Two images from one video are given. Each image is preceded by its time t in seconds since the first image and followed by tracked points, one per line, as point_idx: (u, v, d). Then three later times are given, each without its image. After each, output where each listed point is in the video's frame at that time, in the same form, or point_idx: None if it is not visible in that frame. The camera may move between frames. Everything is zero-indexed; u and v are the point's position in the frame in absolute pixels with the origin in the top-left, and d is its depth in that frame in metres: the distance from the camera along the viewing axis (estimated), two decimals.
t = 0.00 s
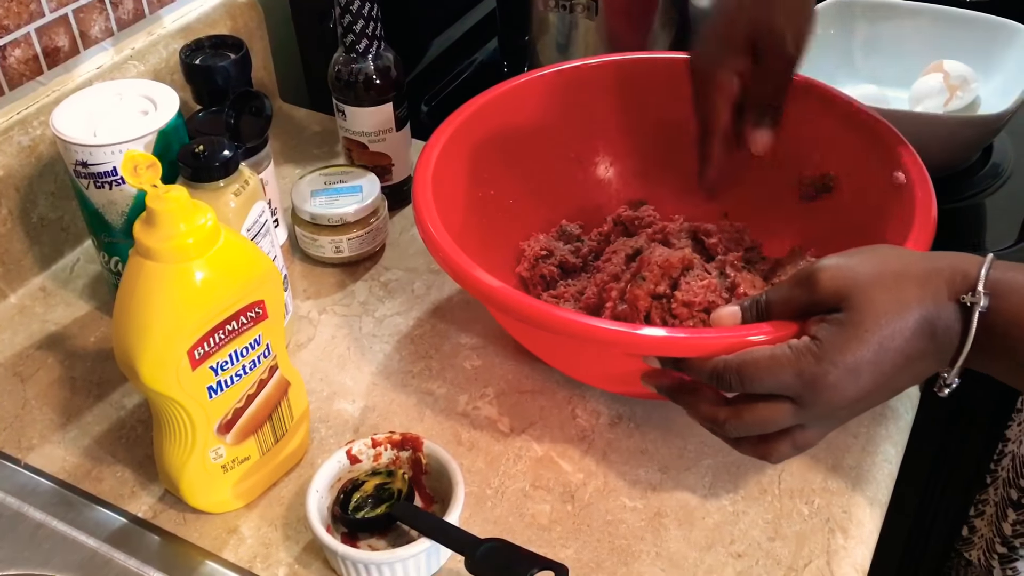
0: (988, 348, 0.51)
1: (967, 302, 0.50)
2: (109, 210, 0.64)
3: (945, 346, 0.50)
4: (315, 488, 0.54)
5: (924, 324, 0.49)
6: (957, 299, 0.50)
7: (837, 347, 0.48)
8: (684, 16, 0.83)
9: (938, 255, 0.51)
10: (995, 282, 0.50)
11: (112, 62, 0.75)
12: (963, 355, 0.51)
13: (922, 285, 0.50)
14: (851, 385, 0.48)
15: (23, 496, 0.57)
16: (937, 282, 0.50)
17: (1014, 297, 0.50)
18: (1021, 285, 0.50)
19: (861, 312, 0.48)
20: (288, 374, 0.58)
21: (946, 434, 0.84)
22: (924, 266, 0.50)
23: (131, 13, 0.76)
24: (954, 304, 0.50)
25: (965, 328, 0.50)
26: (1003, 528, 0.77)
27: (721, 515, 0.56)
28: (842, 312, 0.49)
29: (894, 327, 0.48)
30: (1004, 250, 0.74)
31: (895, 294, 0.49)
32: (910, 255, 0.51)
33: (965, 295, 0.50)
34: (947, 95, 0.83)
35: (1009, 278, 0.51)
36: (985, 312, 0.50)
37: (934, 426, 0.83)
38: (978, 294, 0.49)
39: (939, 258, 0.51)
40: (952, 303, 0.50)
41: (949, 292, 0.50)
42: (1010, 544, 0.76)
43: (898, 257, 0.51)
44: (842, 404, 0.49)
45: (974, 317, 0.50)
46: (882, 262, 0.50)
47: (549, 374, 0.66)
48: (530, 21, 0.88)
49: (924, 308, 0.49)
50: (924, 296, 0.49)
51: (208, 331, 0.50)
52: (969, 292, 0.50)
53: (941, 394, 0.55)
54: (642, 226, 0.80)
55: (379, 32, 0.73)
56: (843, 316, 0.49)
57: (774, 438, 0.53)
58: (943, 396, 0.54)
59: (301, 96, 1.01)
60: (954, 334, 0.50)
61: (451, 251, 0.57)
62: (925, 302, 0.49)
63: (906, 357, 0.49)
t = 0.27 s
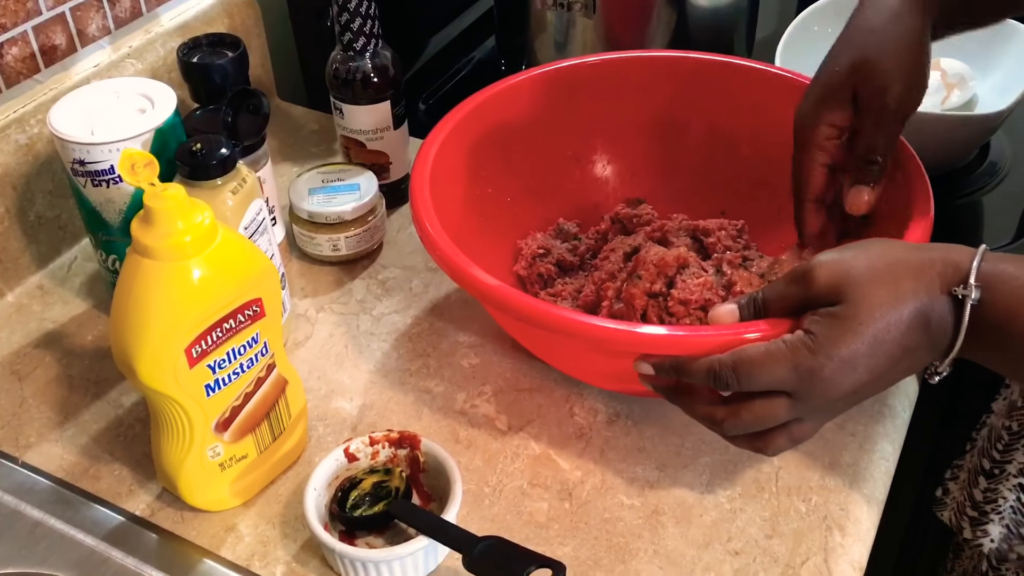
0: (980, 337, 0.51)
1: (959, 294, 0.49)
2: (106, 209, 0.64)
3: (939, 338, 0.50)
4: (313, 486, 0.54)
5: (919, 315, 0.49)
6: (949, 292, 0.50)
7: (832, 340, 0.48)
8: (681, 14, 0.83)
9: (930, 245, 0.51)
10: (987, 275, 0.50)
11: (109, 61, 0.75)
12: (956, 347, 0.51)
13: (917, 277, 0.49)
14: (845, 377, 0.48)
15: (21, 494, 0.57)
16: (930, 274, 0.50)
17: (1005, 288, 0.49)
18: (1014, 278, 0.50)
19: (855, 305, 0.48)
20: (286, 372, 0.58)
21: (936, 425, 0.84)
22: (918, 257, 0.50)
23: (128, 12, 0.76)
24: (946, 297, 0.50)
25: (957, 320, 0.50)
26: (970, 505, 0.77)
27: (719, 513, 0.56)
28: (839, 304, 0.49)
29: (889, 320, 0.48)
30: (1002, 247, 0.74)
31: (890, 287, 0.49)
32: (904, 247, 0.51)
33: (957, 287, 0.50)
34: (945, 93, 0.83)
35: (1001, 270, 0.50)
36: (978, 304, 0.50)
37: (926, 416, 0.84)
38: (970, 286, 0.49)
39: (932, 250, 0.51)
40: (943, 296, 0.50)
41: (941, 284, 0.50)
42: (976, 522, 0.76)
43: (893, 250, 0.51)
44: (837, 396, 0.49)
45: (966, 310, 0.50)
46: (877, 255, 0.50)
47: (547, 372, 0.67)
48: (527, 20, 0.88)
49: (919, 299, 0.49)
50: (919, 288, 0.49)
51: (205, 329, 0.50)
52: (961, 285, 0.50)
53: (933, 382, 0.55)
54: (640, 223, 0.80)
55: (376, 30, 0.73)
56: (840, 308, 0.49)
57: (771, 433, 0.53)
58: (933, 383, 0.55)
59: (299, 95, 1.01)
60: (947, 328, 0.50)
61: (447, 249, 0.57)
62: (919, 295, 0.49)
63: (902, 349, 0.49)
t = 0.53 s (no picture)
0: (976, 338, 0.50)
1: (954, 295, 0.49)
2: (103, 207, 0.64)
3: (935, 339, 0.50)
4: (310, 484, 0.54)
5: (914, 316, 0.49)
6: (944, 292, 0.50)
7: (827, 339, 0.48)
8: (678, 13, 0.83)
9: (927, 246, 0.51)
10: (983, 275, 0.50)
11: (106, 59, 0.75)
12: (952, 348, 0.51)
13: (912, 277, 0.49)
14: (841, 376, 0.48)
15: (18, 493, 0.57)
16: (926, 274, 0.50)
17: (1002, 287, 0.49)
18: (1010, 277, 0.49)
19: (852, 304, 0.48)
20: (283, 371, 0.58)
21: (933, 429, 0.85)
22: (914, 258, 0.50)
23: (125, 10, 0.76)
24: (942, 297, 0.50)
25: (952, 323, 0.50)
26: (980, 519, 0.78)
27: (716, 511, 0.56)
28: (834, 304, 0.49)
29: (884, 320, 0.48)
30: (999, 246, 0.74)
31: (887, 287, 0.49)
32: (900, 247, 0.51)
33: (953, 287, 0.49)
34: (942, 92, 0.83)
35: (998, 270, 0.50)
36: (972, 306, 0.49)
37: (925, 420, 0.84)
38: (965, 286, 0.49)
39: (929, 250, 0.51)
40: (939, 297, 0.49)
41: (937, 285, 0.50)
42: (987, 537, 0.78)
43: (889, 249, 0.51)
44: (832, 396, 0.49)
45: (962, 310, 0.49)
46: (873, 255, 0.50)
47: (544, 371, 0.67)
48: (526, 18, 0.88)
49: (914, 300, 0.49)
50: (914, 289, 0.49)
51: (202, 327, 0.50)
52: (957, 286, 0.49)
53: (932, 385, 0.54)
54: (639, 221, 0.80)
55: (373, 29, 0.73)
56: (836, 308, 0.49)
57: (767, 432, 0.53)
58: (936, 386, 0.54)
59: (296, 93, 1.01)
60: (942, 329, 0.50)
61: (446, 247, 0.57)
62: (914, 295, 0.49)
63: (896, 349, 0.49)
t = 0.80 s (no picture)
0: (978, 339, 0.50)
1: (959, 296, 0.50)
2: (101, 205, 0.64)
3: (938, 338, 0.50)
4: (308, 483, 0.54)
5: (916, 317, 0.49)
6: (949, 294, 0.50)
7: (827, 338, 0.48)
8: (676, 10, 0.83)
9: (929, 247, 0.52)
10: (988, 277, 0.50)
11: (104, 57, 0.75)
12: (955, 349, 0.51)
13: (915, 278, 0.50)
14: (840, 376, 0.48)
15: (16, 492, 0.57)
16: (929, 275, 0.50)
17: (1004, 290, 0.50)
18: (1015, 279, 0.50)
19: (852, 304, 0.49)
20: (282, 369, 0.58)
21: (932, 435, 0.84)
22: (915, 258, 0.50)
23: (123, 8, 0.76)
24: (945, 298, 0.50)
25: (956, 323, 0.50)
26: (984, 524, 0.83)
27: (715, 509, 0.56)
28: (836, 303, 0.49)
29: (885, 320, 0.48)
30: (998, 244, 0.74)
31: (888, 288, 0.49)
32: (901, 247, 0.51)
33: (957, 288, 0.50)
34: (941, 90, 0.83)
35: (1004, 272, 0.50)
36: (977, 306, 0.50)
37: (923, 428, 0.83)
38: (970, 288, 0.49)
39: (932, 252, 0.51)
40: (943, 298, 0.50)
41: (940, 286, 0.50)
42: (992, 540, 0.83)
43: (889, 249, 0.51)
44: (832, 395, 0.49)
45: (965, 311, 0.50)
46: (873, 255, 0.50)
47: (543, 369, 0.67)
48: (524, 17, 0.88)
49: (917, 300, 0.49)
50: (917, 289, 0.49)
51: (201, 326, 0.50)
52: (961, 287, 0.50)
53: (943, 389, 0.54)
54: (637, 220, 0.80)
55: (372, 27, 0.73)
56: (837, 307, 0.49)
57: (766, 430, 0.53)
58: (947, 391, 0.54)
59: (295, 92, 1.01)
60: (946, 329, 0.50)
61: (444, 247, 0.57)
62: (918, 296, 0.49)
63: (896, 350, 0.49)
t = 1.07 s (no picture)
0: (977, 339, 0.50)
1: (956, 293, 0.50)
2: (98, 204, 0.64)
3: (934, 337, 0.50)
4: (306, 482, 0.54)
5: (914, 315, 0.49)
6: (946, 291, 0.50)
7: (825, 337, 0.48)
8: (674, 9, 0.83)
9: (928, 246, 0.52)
10: (986, 275, 0.50)
11: (102, 56, 0.75)
12: (953, 347, 0.51)
13: (912, 276, 0.50)
14: (838, 374, 0.48)
15: (13, 491, 0.57)
16: (925, 273, 0.50)
17: (1004, 288, 0.50)
18: (1013, 277, 0.50)
19: (849, 304, 0.49)
20: (280, 368, 0.58)
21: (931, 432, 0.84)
22: (912, 257, 0.50)
23: (120, 7, 0.75)
24: (943, 295, 0.50)
25: (953, 321, 0.50)
26: (979, 512, 0.79)
27: (713, 508, 0.56)
28: (833, 300, 0.49)
29: (882, 317, 0.48)
30: (997, 243, 0.74)
31: (885, 286, 0.49)
32: (899, 246, 0.51)
33: (954, 286, 0.50)
34: (939, 89, 0.83)
35: (998, 270, 0.50)
36: (974, 304, 0.50)
37: (923, 423, 0.83)
38: (967, 285, 0.49)
39: (930, 250, 0.51)
40: (940, 295, 0.50)
41: (938, 283, 0.50)
42: (984, 529, 0.79)
43: (887, 248, 0.51)
44: (830, 394, 0.49)
45: (964, 308, 0.50)
46: (871, 254, 0.50)
47: (541, 368, 0.67)
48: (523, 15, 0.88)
49: (914, 299, 0.49)
50: (914, 287, 0.49)
51: (199, 324, 0.50)
52: (958, 284, 0.50)
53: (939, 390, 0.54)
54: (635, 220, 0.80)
55: (370, 26, 0.73)
56: (835, 304, 0.49)
57: (764, 429, 0.53)
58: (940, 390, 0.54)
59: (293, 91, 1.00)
60: (943, 327, 0.50)
61: (442, 246, 0.56)
62: (915, 293, 0.49)
63: (893, 349, 0.49)
